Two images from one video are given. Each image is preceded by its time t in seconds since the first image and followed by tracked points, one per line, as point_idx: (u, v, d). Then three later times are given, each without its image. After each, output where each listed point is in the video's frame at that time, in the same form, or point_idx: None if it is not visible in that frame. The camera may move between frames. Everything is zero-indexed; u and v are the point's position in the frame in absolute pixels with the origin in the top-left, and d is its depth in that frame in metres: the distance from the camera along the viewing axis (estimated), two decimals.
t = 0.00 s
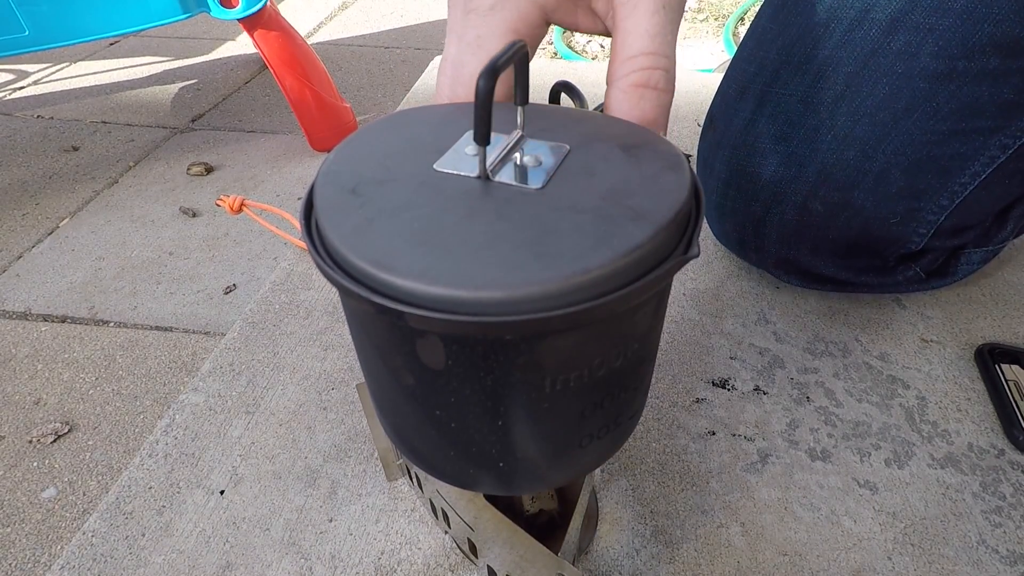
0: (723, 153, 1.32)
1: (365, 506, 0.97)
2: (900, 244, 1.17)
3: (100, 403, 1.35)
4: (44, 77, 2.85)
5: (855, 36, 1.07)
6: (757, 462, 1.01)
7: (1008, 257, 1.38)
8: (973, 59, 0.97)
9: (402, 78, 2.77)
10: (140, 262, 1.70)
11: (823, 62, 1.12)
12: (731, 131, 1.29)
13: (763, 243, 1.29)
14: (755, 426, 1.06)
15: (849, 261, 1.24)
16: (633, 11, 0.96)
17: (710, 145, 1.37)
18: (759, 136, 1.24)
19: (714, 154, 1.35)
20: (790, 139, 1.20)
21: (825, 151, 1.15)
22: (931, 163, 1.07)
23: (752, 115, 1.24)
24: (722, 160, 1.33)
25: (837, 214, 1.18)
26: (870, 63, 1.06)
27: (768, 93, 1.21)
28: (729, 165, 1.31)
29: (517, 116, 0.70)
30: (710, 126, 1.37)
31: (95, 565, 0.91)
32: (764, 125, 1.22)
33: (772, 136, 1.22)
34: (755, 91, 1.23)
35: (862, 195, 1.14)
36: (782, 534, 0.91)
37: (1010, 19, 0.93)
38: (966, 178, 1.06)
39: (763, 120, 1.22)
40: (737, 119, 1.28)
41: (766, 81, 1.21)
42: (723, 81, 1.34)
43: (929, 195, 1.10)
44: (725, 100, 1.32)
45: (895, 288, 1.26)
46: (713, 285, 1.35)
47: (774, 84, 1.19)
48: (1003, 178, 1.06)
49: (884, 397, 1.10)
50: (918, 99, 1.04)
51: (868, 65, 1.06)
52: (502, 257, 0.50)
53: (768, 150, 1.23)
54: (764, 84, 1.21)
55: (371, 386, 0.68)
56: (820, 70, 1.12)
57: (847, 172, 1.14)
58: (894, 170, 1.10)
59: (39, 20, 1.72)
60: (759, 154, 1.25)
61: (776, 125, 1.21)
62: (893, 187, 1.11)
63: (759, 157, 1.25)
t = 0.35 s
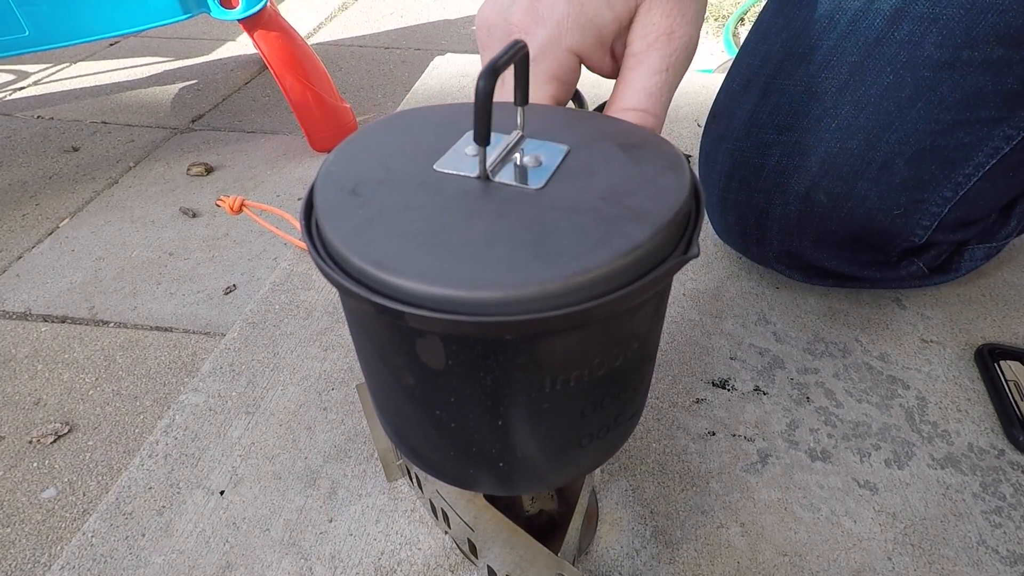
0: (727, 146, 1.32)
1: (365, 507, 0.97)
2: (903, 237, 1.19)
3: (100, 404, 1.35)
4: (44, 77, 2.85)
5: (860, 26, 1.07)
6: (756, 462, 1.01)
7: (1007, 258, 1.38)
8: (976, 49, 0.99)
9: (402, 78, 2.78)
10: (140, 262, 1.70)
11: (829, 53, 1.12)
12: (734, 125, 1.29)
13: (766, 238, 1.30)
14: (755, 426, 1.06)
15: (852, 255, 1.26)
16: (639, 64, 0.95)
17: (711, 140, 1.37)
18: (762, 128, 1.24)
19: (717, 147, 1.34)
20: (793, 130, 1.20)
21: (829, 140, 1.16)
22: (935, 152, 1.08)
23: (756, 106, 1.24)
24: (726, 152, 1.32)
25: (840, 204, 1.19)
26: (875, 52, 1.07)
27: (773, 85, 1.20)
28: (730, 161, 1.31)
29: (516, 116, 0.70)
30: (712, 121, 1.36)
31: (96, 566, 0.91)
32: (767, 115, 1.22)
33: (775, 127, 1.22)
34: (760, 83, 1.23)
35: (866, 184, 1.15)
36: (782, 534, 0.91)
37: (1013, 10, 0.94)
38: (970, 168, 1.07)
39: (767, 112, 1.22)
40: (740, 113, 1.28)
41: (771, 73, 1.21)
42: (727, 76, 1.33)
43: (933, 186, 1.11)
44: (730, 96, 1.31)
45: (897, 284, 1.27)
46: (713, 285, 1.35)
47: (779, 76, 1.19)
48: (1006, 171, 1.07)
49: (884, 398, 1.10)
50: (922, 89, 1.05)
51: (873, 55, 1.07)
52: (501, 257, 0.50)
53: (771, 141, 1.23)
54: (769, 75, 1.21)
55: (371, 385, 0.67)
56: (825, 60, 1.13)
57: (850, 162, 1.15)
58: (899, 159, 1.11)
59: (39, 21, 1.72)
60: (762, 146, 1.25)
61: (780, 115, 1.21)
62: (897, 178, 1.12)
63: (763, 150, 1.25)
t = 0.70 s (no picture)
0: (732, 141, 1.31)
1: (364, 506, 0.97)
2: (909, 234, 1.19)
3: (100, 403, 1.34)
4: (44, 76, 2.85)
5: (871, 20, 1.08)
6: (756, 462, 1.01)
7: (1008, 257, 1.38)
8: (987, 44, 0.99)
9: (402, 78, 2.77)
10: (140, 262, 1.70)
11: (838, 47, 1.12)
12: (738, 120, 1.28)
13: (770, 234, 1.30)
14: (755, 426, 1.06)
15: (856, 251, 1.26)
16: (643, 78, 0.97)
17: (714, 137, 1.37)
18: (769, 123, 1.24)
19: (722, 144, 1.34)
20: (801, 124, 1.20)
21: (836, 135, 1.16)
22: (943, 147, 1.08)
23: (763, 101, 1.24)
24: (731, 148, 1.32)
25: (846, 200, 1.19)
26: (886, 46, 1.07)
27: (781, 80, 1.21)
28: (735, 157, 1.30)
29: (518, 114, 0.70)
30: (717, 116, 1.36)
31: (96, 565, 0.91)
32: (773, 110, 1.23)
33: (782, 121, 1.22)
34: (766, 79, 1.23)
35: (873, 179, 1.16)
36: (782, 534, 0.91)
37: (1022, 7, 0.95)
38: (977, 165, 1.08)
39: (775, 106, 1.22)
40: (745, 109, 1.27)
41: (779, 68, 1.20)
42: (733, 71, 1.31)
43: (940, 182, 1.11)
44: (736, 92, 1.30)
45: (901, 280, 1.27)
46: (713, 284, 1.35)
47: (787, 70, 1.19)
48: (1013, 168, 1.07)
49: (884, 397, 1.10)
50: (931, 84, 1.05)
51: (883, 48, 1.08)
52: (502, 254, 0.50)
53: (778, 136, 1.23)
54: (776, 71, 1.21)
55: (372, 382, 0.67)
56: (834, 55, 1.13)
57: (858, 156, 1.15)
58: (907, 154, 1.11)
59: (39, 20, 1.72)
60: (769, 141, 1.25)
61: (788, 109, 1.21)
62: (904, 174, 1.13)
63: (768, 145, 1.25)
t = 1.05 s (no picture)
0: (733, 140, 1.31)
1: (365, 507, 0.98)
2: (910, 231, 1.20)
3: (100, 404, 1.35)
4: (44, 77, 2.85)
5: (871, 18, 1.09)
6: (757, 463, 1.01)
7: (1007, 258, 1.38)
8: (987, 41, 1.00)
9: (402, 78, 2.78)
10: (140, 262, 1.70)
11: (838, 45, 1.13)
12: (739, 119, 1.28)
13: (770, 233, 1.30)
14: (755, 427, 1.06)
15: (857, 249, 1.26)
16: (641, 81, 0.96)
17: (714, 137, 1.37)
18: (770, 120, 1.24)
19: (722, 143, 1.34)
20: (801, 121, 1.21)
21: (837, 132, 1.17)
22: (943, 144, 1.09)
23: (764, 100, 1.24)
24: (731, 147, 1.32)
25: (846, 197, 1.19)
26: (886, 42, 1.08)
27: (781, 78, 1.21)
28: (736, 156, 1.31)
29: (517, 117, 0.70)
30: (717, 116, 1.36)
31: (96, 566, 0.91)
32: (773, 108, 1.23)
33: (782, 119, 1.23)
34: (766, 77, 1.24)
35: (874, 176, 1.16)
36: (782, 535, 0.91)
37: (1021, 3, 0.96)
38: (979, 161, 1.08)
39: (775, 103, 1.23)
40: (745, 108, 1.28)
41: (779, 66, 1.21)
42: (734, 70, 1.31)
43: (941, 179, 1.12)
44: (736, 92, 1.30)
45: (901, 280, 1.27)
46: (713, 285, 1.35)
47: (787, 68, 1.20)
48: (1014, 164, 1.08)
49: (884, 398, 1.10)
50: (931, 81, 1.06)
51: (883, 45, 1.09)
52: (502, 259, 0.50)
53: (778, 133, 1.24)
54: (776, 69, 1.21)
55: (371, 385, 0.67)
56: (834, 53, 1.14)
57: (859, 153, 1.16)
58: (908, 151, 1.12)
59: (40, 21, 1.72)
60: (770, 138, 1.25)
61: (788, 107, 1.21)
62: (905, 171, 1.13)
63: (769, 143, 1.26)
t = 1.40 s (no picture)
0: (730, 140, 1.32)
1: (365, 507, 0.98)
2: (907, 229, 1.20)
3: (100, 404, 1.35)
4: (44, 77, 2.85)
5: (864, 17, 1.10)
6: (757, 463, 1.01)
7: (1007, 258, 1.38)
8: (979, 38, 1.01)
9: (402, 79, 2.77)
10: (140, 262, 1.70)
11: (831, 44, 1.13)
12: (736, 118, 1.29)
13: (767, 232, 1.30)
14: (755, 427, 1.06)
15: (855, 248, 1.27)
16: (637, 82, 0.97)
17: (714, 136, 1.37)
18: (766, 120, 1.24)
19: (719, 143, 1.34)
20: (797, 121, 1.21)
21: (831, 130, 1.17)
22: (938, 142, 1.09)
23: (759, 100, 1.24)
24: (728, 147, 1.32)
25: (842, 196, 1.20)
26: (879, 41, 1.09)
27: (775, 78, 1.21)
28: (733, 155, 1.31)
29: (519, 114, 0.70)
30: (715, 116, 1.36)
31: (96, 566, 0.91)
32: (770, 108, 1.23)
33: (778, 118, 1.23)
34: (763, 77, 1.24)
35: (868, 175, 1.16)
36: (782, 535, 0.91)
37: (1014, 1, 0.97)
38: (974, 159, 1.08)
39: (770, 103, 1.23)
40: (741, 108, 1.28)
41: (774, 66, 1.21)
42: (731, 72, 1.31)
43: (936, 177, 1.12)
44: (733, 92, 1.31)
45: (900, 279, 1.28)
46: (713, 286, 1.35)
47: (782, 68, 1.20)
48: (1009, 162, 1.08)
49: (884, 398, 1.10)
50: (923, 79, 1.07)
51: (876, 45, 1.09)
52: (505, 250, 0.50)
53: (774, 133, 1.24)
54: (772, 69, 1.22)
55: (374, 380, 0.67)
56: (828, 52, 1.14)
57: (853, 152, 1.16)
58: (902, 150, 1.12)
59: (40, 21, 1.72)
60: (765, 138, 1.25)
61: (783, 106, 1.22)
62: (900, 169, 1.14)
63: (766, 142, 1.26)
